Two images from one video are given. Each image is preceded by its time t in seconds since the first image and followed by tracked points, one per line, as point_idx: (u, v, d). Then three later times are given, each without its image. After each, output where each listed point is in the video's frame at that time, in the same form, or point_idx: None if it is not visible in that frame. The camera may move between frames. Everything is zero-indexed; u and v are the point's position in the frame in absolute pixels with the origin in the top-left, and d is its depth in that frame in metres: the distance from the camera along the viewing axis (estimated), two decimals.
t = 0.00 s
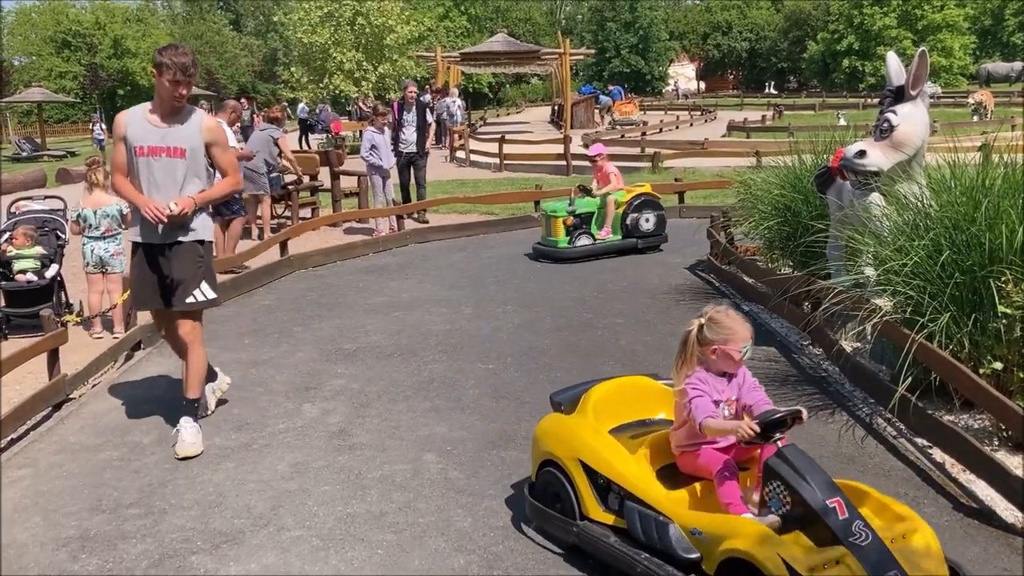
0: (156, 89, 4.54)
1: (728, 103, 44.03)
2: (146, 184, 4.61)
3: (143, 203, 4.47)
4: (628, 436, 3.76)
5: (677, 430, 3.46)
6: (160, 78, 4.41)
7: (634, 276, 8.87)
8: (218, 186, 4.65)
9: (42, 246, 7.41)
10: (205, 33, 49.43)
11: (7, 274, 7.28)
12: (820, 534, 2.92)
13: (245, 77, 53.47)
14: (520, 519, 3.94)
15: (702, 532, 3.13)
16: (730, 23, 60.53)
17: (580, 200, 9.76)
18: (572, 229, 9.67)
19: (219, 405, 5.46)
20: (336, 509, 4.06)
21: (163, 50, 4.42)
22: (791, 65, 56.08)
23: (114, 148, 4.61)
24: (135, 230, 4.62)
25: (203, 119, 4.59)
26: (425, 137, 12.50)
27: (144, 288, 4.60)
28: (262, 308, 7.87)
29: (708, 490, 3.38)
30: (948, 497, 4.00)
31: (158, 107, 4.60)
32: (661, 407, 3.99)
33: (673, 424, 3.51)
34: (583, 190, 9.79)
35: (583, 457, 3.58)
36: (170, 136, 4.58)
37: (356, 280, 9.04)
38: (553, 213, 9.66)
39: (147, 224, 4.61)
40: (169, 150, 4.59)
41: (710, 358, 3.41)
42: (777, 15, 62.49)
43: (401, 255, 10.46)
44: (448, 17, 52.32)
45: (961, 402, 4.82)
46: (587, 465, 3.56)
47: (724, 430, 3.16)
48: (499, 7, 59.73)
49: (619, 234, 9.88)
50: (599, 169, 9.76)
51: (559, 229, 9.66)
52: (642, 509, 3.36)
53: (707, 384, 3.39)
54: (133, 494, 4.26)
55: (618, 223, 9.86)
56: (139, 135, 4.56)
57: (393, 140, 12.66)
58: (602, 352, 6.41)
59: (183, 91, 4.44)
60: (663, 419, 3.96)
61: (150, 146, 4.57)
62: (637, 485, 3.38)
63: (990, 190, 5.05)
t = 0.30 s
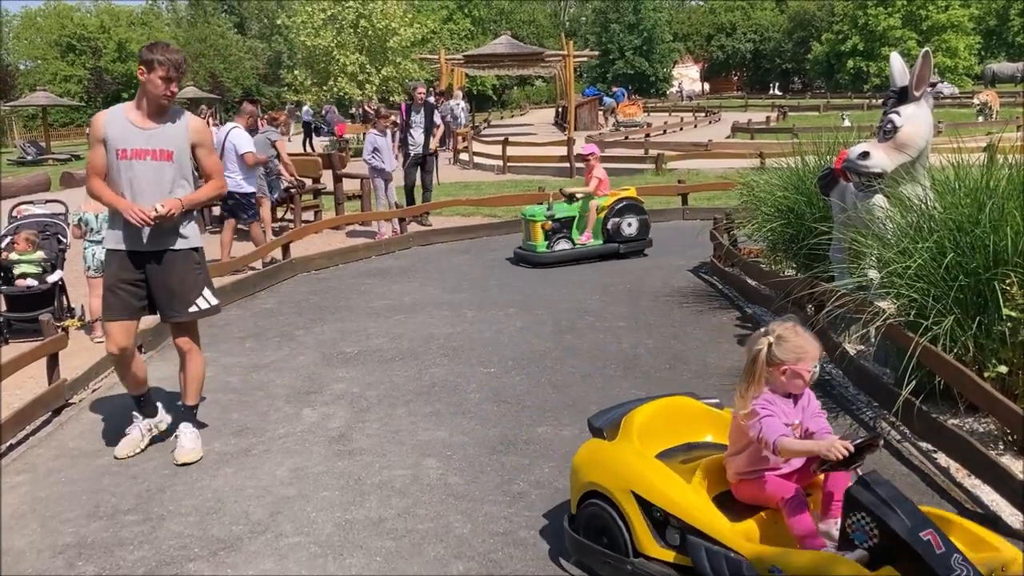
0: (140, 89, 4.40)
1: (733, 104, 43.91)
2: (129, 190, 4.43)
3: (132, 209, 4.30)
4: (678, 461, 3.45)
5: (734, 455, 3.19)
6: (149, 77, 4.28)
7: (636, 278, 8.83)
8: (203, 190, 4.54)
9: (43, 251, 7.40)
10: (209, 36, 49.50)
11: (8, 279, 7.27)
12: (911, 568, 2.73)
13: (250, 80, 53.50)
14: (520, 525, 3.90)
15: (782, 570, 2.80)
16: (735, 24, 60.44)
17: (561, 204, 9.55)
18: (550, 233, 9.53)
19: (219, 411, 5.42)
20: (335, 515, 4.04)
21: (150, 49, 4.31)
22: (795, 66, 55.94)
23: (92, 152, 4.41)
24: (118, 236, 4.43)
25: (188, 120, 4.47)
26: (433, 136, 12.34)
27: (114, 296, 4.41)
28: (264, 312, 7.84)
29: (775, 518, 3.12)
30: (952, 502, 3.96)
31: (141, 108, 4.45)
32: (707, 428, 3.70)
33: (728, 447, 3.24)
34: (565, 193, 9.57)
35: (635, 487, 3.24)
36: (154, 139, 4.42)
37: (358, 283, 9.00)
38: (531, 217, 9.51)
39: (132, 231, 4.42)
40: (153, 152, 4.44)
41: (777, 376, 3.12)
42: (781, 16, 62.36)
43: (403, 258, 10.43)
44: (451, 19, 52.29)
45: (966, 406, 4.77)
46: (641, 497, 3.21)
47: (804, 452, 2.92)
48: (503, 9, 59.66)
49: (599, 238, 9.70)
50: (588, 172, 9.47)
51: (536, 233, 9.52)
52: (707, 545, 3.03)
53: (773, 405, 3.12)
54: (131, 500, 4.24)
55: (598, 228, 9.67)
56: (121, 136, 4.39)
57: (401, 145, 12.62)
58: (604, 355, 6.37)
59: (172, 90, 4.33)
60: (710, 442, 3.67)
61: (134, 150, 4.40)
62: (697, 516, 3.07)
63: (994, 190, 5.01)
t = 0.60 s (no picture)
0: (113, 92, 4.21)
1: (738, 105, 43.84)
2: (115, 199, 4.25)
3: (138, 219, 4.18)
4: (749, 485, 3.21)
5: (818, 477, 2.95)
6: (134, 78, 4.15)
7: (642, 279, 8.82)
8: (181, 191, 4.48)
9: (49, 253, 7.42)
10: (214, 38, 49.63)
11: (14, 281, 7.29)
12: None
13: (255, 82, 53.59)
14: (526, 527, 3.89)
15: None
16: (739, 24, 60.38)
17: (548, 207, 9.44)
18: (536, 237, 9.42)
19: (224, 413, 5.42)
20: (340, 517, 4.03)
21: (124, 49, 4.15)
22: (800, 66, 55.83)
23: (65, 165, 4.14)
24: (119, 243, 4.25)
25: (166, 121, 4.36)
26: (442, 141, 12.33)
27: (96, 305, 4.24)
28: (269, 314, 7.84)
29: (866, 542, 2.84)
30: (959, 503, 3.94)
31: (110, 112, 4.24)
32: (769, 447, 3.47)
33: (806, 470, 3.02)
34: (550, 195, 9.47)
35: (718, 517, 2.98)
36: (133, 142, 4.25)
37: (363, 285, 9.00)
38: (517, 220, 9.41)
39: (135, 238, 4.28)
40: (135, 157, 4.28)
41: (871, 391, 2.87)
42: (785, 16, 62.26)
43: (408, 259, 10.42)
44: (455, 20, 52.34)
45: (974, 407, 4.75)
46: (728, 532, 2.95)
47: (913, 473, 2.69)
48: (507, 10, 59.69)
49: (586, 241, 9.59)
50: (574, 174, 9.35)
51: (522, 236, 9.41)
52: None
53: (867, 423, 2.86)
54: (137, 502, 4.24)
55: (584, 231, 9.55)
56: (101, 141, 4.17)
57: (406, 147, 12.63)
58: (609, 356, 6.36)
59: (153, 89, 4.22)
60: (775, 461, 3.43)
61: (115, 156, 4.21)
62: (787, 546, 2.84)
63: (1000, 190, 4.99)
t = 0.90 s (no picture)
0: (88, 92, 4.11)
1: (742, 104, 43.76)
2: (94, 204, 4.16)
3: (131, 222, 4.14)
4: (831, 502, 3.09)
5: (922, 500, 2.81)
6: (117, 77, 4.13)
7: (647, 279, 8.80)
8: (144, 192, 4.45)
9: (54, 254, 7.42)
10: (217, 39, 49.69)
11: (19, 283, 7.28)
12: None
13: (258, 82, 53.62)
14: (536, 528, 3.88)
15: None
16: (743, 24, 60.33)
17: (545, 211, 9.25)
18: (542, 242, 9.20)
19: (230, 414, 5.41)
20: (347, 518, 4.02)
21: (102, 47, 4.10)
22: (803, 65, 55.76)
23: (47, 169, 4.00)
24: (104, 253, 4.19)
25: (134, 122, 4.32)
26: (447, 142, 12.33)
27: (86, 315, 4.16)
28: (275, 315, 7.84)
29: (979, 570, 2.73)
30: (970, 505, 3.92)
31: (83, 113, 4.14)
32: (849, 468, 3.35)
33: (906, 492, 2.88)
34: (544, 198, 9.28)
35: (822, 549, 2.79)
36: (109, 144, 4.19)
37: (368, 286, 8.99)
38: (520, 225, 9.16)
39: (121, 245, 4.23)
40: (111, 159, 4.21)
41: (991, 409, 2.69)
42: (789, 16, 62.22)
43: (413, 260, 10.41)
44: (459, 21, 52.32)
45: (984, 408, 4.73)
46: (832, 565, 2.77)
47: None
48: (511, 10, 59.66)
49: (584, 244, 9.48)
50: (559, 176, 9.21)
51: (527, 241, 9.16)
52: None
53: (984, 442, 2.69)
54: (144, 504, 4.23)
55: (582, 235, 9.44)
56: (81, 143, 4.07)
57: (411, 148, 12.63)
58: (615, 357, 6.35)
59: (129, 89, 4.21)
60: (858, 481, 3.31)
61: (94, 159, 4.14)
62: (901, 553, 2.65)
63: (1010, 190, 4.97)
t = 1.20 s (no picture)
0: (82, 93, 4.09)
1: (746, 104, 43.71)
2: (99, 205, 4.17)
3: (141, 220, 4.18)
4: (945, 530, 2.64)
5: None
6: (109, 77, 4.14)
7: (653, 279, 8.79)
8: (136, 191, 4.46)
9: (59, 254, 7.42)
10: (221, 39, 49.75)
11: (25, 283, 7.29)
12: None
13: (262, 82, 53.62)
14: (543, 529, 3.87)
15: None
16: (746, 23, 60.31)
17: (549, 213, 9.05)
18: (553, 245, 8.97)
19: (235, 414, 5.39)
20: (355, 519, 4.01)
21: (92, 47, 4.09)
22: (807, 64, 55.69)
23: (57, 175, 3.98)
24: (108, 251, 4.21)
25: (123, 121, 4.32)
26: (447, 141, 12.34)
27: (94, 315, 4.15)
28: (280, 314, 7.83)
29: None
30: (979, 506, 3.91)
31: (79, 116, 4.11)
32: (947, 493, 2.93)
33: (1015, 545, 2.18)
34: (544, 200, 9.07)
35: None
36: (104, 143, 4.21)
37: (373, 285, 8.98)
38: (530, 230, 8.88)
39: (121, 242, 4.27)
40: (107, 160, 4.22)
41: None
42: (792, 15, 62.16)
43: (418, 260, 10.40)
44: (462, 20, 52.29)
45: (992, 408, 4.71)
46: None
47: None
48: (514, 9, 59.61)
49: (587, 246, 9.34)
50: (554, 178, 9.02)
51: (539, 246, 8.89)
52: None
53: None
54: (150, 505, 4.22)
55: (585, 236, 9.31)
56: (86, 147, 4.07)
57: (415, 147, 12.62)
58: (621, 357, 6.34)
59: (117, 86, 4.22)
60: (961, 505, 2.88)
61: (95, 160, 4.14)
62: None
63: (1019, 189, 4.95)
